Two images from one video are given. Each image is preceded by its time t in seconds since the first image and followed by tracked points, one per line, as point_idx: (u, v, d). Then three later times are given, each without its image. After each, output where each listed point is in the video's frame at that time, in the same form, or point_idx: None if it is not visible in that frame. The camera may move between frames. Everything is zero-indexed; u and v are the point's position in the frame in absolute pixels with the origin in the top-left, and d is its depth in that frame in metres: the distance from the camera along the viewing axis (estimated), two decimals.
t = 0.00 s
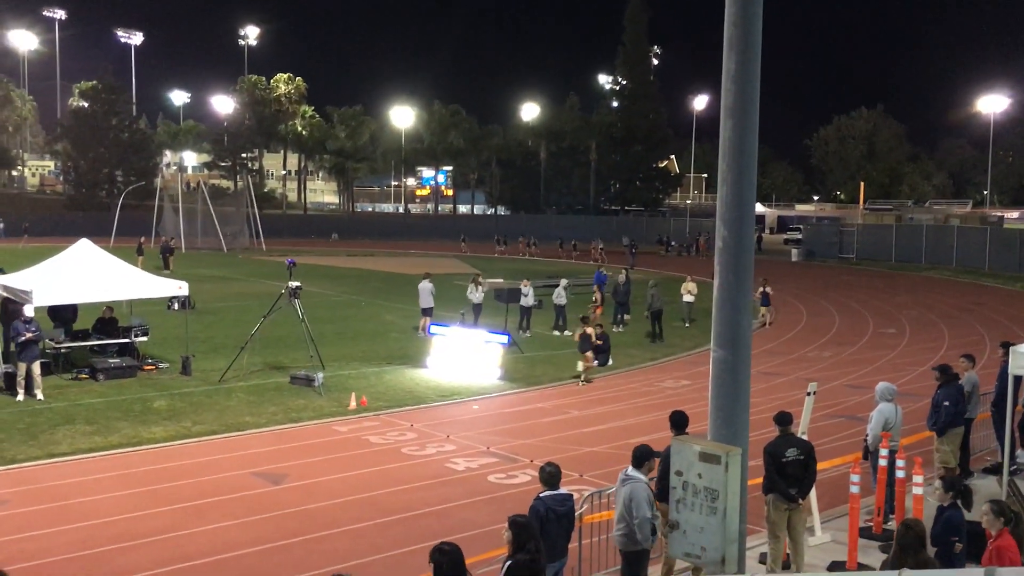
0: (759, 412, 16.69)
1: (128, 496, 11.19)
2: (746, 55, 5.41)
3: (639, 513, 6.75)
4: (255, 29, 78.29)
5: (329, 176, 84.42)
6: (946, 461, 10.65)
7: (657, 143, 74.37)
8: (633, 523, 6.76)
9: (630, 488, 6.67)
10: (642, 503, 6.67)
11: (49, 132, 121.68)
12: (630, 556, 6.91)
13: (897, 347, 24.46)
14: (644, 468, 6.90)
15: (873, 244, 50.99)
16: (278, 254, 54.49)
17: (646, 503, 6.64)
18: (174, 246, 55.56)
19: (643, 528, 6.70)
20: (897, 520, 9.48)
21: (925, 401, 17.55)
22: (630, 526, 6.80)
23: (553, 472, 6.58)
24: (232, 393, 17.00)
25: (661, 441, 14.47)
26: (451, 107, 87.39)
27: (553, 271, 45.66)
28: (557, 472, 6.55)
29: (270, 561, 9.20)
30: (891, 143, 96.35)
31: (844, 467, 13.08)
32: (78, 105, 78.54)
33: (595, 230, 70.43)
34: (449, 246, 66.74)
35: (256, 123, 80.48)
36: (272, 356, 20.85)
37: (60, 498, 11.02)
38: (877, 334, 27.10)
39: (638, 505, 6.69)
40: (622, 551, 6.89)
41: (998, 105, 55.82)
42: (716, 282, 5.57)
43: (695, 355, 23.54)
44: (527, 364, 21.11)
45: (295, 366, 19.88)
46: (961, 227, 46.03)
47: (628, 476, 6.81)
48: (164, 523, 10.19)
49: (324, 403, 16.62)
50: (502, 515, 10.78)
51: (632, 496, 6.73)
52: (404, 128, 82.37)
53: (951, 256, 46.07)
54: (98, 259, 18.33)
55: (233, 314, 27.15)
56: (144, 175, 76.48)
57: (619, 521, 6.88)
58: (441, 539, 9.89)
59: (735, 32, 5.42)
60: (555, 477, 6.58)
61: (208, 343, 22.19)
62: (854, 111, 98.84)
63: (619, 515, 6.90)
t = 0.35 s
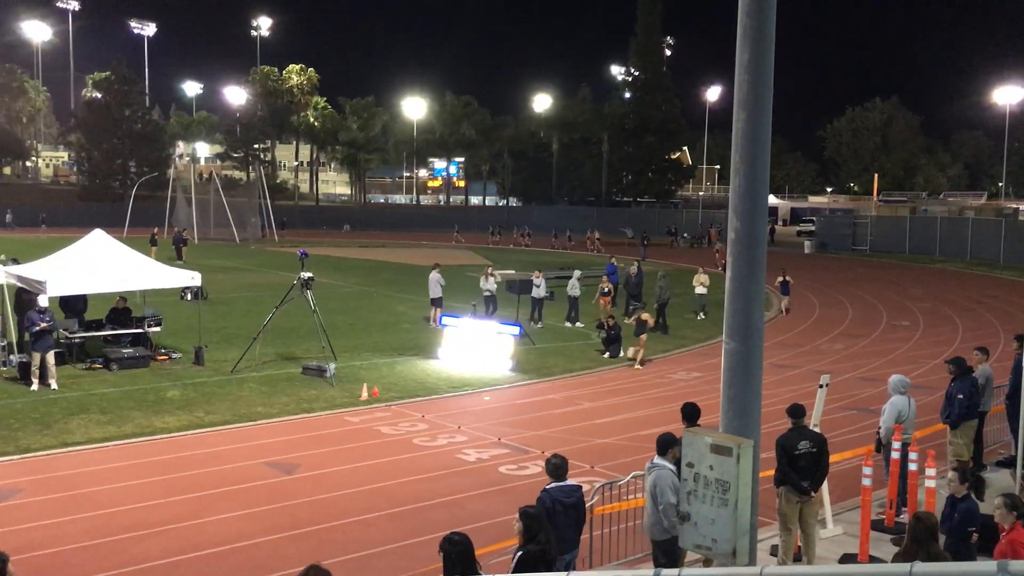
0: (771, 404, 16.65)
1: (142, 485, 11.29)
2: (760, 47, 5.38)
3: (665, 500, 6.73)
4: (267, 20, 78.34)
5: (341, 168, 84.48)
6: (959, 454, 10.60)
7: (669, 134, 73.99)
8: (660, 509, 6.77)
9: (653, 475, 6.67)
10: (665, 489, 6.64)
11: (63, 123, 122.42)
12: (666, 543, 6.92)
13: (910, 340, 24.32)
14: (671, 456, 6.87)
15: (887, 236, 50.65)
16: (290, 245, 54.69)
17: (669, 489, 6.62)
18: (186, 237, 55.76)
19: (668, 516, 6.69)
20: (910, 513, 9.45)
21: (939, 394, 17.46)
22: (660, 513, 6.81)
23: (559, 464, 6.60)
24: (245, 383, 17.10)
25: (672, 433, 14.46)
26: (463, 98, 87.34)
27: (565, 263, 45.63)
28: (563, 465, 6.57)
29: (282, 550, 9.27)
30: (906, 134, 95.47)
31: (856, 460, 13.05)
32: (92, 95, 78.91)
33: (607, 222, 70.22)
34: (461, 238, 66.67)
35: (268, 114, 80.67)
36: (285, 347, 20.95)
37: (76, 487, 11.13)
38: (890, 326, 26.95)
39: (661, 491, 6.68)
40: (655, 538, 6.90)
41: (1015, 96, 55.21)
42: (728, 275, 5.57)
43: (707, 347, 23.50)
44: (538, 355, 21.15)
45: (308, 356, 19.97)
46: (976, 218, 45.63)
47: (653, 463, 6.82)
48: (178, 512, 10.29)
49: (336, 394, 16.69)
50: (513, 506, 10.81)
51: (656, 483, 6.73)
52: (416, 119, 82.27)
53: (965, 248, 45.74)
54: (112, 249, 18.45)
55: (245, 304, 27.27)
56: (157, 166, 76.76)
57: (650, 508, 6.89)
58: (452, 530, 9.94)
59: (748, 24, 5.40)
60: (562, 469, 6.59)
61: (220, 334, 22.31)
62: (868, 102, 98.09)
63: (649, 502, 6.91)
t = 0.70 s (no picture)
0: (775, 405, 16.63)
1: (146, 482, 11.34)
2: (767, 45, 5.36)
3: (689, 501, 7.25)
4: (274, 18, 78.40)
5: (347, 166, 84.55)
6: (963, 455, 10.59)
7: (675, 134, 73.79)
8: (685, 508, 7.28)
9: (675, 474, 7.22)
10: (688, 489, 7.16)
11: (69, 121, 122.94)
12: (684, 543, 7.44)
13: (916, 341, 24.24)
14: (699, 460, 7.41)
15: (893, 237, 50.47)
16: (295, 243, 54.81)
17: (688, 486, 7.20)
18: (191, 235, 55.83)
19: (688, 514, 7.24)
20: (914, 514, 9.44)
21: (944, 395, 17.42)
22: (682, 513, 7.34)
23: (559, 464, 6.60)
24: (250, 381, 17.14)
25: (677, 433, 14.46)
26: (469, 96, 87.27)
27: (570, 262, 45.62)
28: (562, 464, 6.58)
29: (285, 548, 9.28)
30: (912, 135, 95.17)
31: (860, 461, 13.05)
32: (98, 93, 79.12)
33: (612, 221, 70.07)
34: (465, 236, 66.63)
35: (274, 113, 80.77)
36: (289, 345, 20.97)
37: (80, 483, 11.17)
38: (895, 327, 26.88)
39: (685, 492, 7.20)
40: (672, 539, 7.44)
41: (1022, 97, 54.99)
42: (734, 274, 5.56)
43: (712, 347, 23.47)
44: (543, 355, 21.16)
45: (312, 354, 20.00)
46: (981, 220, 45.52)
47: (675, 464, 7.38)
48: (181, 509, 10.30)
49: (340, 392, 16.71)
50: (517, 505, 10.81)
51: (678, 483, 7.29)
52: (421, 118, 82.25)
53: (971, 249, 45.60)
54: (118, 247, 18.50)
55: (250, 302, 27.33)
56: (162, 164, 76.93)
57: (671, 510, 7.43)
58: (455, 528, 9.95)
59: (754, 23, 5.39)
60: (561, 468, 6.60)
61: (225, 332, 22.33)
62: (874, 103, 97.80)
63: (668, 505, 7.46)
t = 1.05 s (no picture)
0: (778, 409, 16.61)
1: (149, 484, 11.35)
2: (768, 48, 5.37)
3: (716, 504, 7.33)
4: (276, 21, 78.59)
5: (349, 170, 84.62)
6: (965, 460, 10.56)
7: (677, 138, 73.77)
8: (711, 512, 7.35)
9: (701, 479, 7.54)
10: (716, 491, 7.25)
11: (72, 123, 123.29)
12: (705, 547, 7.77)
13: (919, 345, 24.22)
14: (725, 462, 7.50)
15: (895, 241, 50.39)
16: (297, 246, 54.84)
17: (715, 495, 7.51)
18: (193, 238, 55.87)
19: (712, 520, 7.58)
20: (917, 518, 9.42)
21: (946, 399, 17.40)
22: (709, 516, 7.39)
23: (564, 466, 6.62)
24: (251, 384, 17.16)
25: (679, 437, 14.44)
26: (471, 100, 87.33)
27: (572, 266, 45.61)
28: (569, 466, 6.61)
29: (287, 551, 9.28)
30: (914, 139, 95.07)
31: (863, 465, 13.02)
32: (102, 96, 79.32)
33: (614, 224, 70.02)
34: (466, 240, 66.64)
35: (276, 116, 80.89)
36: (291, 348, 20.98)
37: (83, 486, 11.19)
38: (898, 331, 26.84)
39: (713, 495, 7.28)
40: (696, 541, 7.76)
41: None
42: (736, 277, 5.56)
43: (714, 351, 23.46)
44: (545, 358, 21.16)
45: (314, 357, 20.01)
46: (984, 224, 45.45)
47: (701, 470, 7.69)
48: (184, 512, 10.32)
49: (342, 395, 16.72)
50: (519, 508, 10.81)
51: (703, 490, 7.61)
52: (423, 122, 82.31)
53: (973, 253, 45.52)
54: (120, 249, 18.52)
55: (252, 305, 27.36)
56: (165, 167, 77.05)
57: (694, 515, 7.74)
58: (456, 532, 9.95)
59: (757, 28, 5.40)
60: (567, 471, 6.63)
61: (226, 334, 22.34)
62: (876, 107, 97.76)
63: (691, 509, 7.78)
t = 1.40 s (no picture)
0: (781, 413, 16.59)
1: (152, 488, 11.37)
2: (771, 53, 5.39)
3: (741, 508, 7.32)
4: (280, 26, 78.89)
5: (353, 174, 84.70)
6: (969, 464, 10.54)
7: (680, 142, 73.82)
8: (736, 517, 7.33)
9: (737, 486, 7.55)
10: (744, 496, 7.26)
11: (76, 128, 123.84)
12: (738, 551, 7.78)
13: (922, 349, 24.19)
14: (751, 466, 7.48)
15: (900, 245, 50.27)
16: (300, 250, 54.92)
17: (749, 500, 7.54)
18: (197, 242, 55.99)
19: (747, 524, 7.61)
20: (921, 523, 9.39)
21: (950, 404, 17.37)
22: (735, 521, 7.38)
23: (580, 469, 6.59)
24: (255, 388, 17.17)
25: (683, 442, 14.43)
26: (474, 105, 87.45)
27: (575, 269, 45.61)
28: (584, 470, 6.57)
29: (290, 555, 9.29)
30: (917, 143, 94.98)
31: (866, 470, 12.99)
32: (107, 101, 79.55)
33: (618, 228, 69.99)
34: (470, 244, 66.69)
35: (280, 120, 81.00)
36: (295, 352, 21.00)
37: (87, 490, 11.21)
38: (902, 335, 26.81)
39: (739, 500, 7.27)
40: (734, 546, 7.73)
41: None
42: (739, 282, 5.56)
43: (717, 355, 23.46)
44: (548, 362, 21.14)
45: (318, 362, 20.02)
46: (989, 228, 45.40)
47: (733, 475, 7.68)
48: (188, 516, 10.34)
49: (346, 399, 16.74)
50: (522, 513, 10.81)
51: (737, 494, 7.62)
52: (427, 126, 82.42)
53: (978, 257, 45.43)
54: (125, 254, 18.58)
55: (256, 309, 27.43)
56: (169, 171, 77.20)
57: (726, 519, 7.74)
58: (460, 537, 9.95)
59: (759, 32, 5.41)
60: (583, 474, 6.59)
61: (230, 339, 22.37)
62: (880, 111, 97.73)
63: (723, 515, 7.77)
